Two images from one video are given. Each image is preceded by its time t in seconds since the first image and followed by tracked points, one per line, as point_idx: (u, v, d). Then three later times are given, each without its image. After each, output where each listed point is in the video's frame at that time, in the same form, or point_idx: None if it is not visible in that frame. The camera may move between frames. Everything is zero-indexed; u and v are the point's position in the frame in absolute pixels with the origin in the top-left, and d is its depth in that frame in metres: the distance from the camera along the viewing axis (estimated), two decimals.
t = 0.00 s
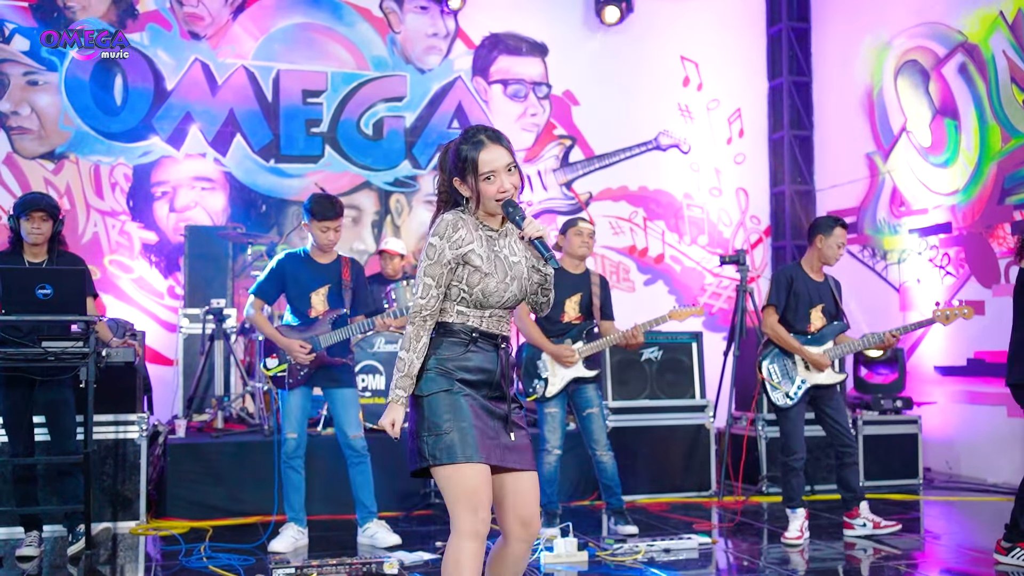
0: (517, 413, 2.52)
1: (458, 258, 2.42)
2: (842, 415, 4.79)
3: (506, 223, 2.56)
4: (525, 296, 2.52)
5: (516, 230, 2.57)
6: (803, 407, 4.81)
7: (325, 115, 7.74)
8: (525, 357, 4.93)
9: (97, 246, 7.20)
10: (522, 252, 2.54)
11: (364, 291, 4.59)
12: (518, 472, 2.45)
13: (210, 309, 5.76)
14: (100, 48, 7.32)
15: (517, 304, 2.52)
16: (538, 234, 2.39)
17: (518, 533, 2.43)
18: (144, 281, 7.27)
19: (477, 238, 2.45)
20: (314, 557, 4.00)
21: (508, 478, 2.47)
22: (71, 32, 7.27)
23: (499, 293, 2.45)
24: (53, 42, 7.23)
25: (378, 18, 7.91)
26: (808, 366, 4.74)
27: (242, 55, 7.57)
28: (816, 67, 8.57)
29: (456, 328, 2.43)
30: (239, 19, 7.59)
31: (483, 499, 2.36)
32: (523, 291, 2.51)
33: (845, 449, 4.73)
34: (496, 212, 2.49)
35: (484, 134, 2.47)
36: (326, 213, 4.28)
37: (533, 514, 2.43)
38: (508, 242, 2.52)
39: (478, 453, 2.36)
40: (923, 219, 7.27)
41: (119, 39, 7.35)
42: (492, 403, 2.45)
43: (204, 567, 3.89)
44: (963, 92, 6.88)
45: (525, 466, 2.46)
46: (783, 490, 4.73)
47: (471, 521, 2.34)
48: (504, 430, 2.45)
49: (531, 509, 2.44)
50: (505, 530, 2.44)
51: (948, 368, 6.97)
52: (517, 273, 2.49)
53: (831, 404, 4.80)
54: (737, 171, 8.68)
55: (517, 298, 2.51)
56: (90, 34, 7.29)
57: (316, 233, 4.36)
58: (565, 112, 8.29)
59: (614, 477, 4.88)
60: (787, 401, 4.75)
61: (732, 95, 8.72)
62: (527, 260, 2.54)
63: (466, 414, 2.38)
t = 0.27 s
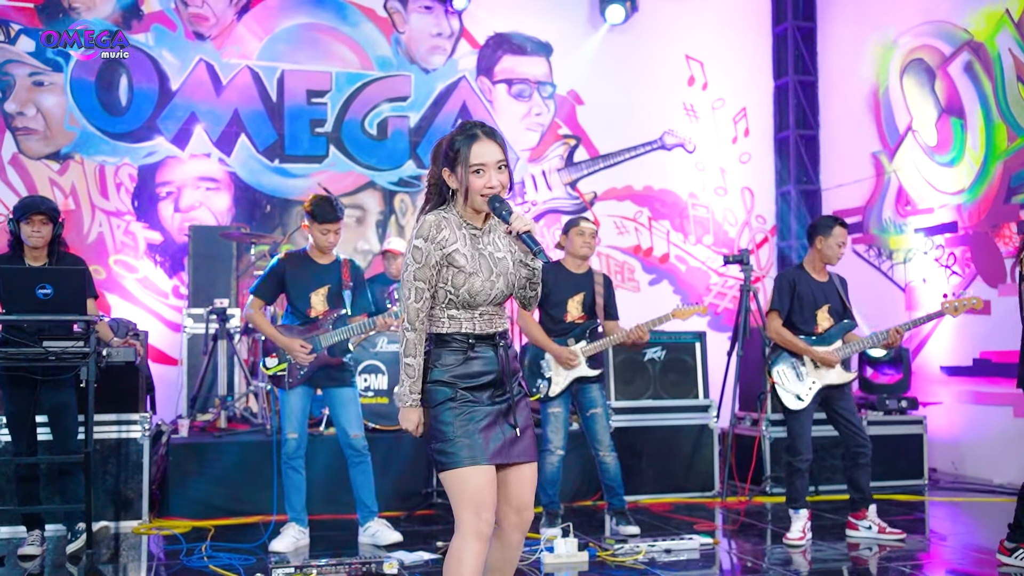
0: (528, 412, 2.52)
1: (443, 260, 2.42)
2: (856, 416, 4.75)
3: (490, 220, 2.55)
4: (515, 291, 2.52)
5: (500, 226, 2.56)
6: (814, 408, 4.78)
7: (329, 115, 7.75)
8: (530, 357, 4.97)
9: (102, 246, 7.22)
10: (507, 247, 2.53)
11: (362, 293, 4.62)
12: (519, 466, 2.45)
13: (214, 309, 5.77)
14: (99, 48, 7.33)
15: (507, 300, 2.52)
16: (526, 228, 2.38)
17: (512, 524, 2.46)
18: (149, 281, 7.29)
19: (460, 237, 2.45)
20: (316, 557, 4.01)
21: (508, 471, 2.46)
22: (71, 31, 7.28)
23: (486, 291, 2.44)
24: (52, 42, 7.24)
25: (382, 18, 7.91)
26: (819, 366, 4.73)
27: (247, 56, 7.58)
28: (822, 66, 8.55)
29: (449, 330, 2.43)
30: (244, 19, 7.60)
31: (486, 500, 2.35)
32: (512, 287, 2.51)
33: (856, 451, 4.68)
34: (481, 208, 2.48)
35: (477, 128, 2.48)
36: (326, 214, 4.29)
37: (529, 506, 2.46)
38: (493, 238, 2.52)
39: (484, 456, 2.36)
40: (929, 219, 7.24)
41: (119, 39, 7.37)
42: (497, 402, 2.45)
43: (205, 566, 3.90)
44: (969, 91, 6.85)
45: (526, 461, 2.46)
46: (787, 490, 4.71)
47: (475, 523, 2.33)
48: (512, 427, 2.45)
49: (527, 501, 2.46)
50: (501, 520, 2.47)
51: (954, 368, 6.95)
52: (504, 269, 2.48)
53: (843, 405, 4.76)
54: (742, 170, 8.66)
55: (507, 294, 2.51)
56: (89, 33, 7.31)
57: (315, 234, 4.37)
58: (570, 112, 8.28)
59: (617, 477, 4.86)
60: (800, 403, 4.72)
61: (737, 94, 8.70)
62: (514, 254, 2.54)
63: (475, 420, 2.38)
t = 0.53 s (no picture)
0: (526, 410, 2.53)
1: (438, 251, 2.40)
2: (876, 417, 4.73)
3: (483, 210, 2.54)
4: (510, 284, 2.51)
5: (493, 217, 2.55)
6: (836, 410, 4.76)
7: (334, 115, 7.76)
8: (547, 358, 4.93)
9: (108, 247, 7.24)
10: (501, 238, 2.52)
11: (375, 291, 4.59)
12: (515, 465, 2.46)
13: (218, 309, 5.78)
14: (99, 48, 7.33)
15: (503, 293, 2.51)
16: (522, 212, 2.38)
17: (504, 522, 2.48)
18: (154, 281, 7.31)
19: (454, 228, 2.44)
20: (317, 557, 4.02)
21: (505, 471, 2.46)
22: (70, 31, 7.28)
23: (481, 283, 2.43)
24: (52, 41, 7.25)
25: (387, 18, 7.92)
26: (840, 366, 4.70)
27: (252, 56, 7.60)
28: (828, 64, 8.52)
29: (446, 325, 2.42)
30: (249, 19, 7.62)
31: (491, 500, 2.33)
32: (507, 279, 2.50)
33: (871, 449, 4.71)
34: (476, 198, 2.46)
35: (478, 116, 2.48)
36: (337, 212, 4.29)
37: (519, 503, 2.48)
38: (487, 229, 2.51)
39: (490, 456, 2.36)
40: (935, 218, 7.21)
41: (119, 39, 7.37)
42: (496, 398, 2.45)
43: (207, 566, 3.91)
44: (976, 89, 6.82)
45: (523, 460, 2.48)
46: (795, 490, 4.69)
47: (482, 524, 2.30)
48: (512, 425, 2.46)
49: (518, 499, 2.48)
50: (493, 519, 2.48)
51: (960, 368, 6.92)
52: (498, 261, 2.47)
53: (863, 405, 4.75)
54: (748, 170, 8.64)
55: (502, 286, 2.50)
56: (89, 33, 7.31)
57: (326, 234, 4.38)
58: (575, 111, 8.27)
59: (623, 478, 4.85)
60: (822, 405, 4.69)
61: (743, 93, 8.68)
62: (508, 245, 2.53)
63: (480, 422, 2.39)
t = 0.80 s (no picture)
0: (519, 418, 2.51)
1: (438, 242, 2.37)
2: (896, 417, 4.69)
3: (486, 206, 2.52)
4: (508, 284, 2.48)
5: (495, 214, 2.53)
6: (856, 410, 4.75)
7: (341, 114, 7.77)
8: (564, 359, 4.92)
9: (116, 246, 7.26)
10: (502, 236, 2.50)
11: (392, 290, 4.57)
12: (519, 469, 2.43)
13: (225, 309, 5.79)
14: (99, 48, 7.35)
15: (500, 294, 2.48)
16: (527, 200, 2.43)
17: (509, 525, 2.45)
18: (162, 281, 7.34)
19: (456, 220, 2.41)
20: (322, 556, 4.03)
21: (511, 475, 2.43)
22: (71, 31, 7.30)
23: (481, 278, 2.39)
24: (52, 41, 7.27)
25: (394, 18, 7.92)
26: (859, 365, 4.66)
27: (259, 56, 7.61)
28: (837, 62, 8.49)
29: (442, 321, 2.39)
30: (256, 19, 7.63)
31: (502, 510, 2.30)
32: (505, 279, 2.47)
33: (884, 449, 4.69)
34: (481, 191, 2.44)
35: (482, 106, 2.48)
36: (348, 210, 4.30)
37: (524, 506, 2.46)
38: (488, 225, 2.48)
39: (494, 462, 2.33)
40: (945, 217, 7.17)
41: (119, 38, 7.38)
42: (488, 402, 2.41)
43: (211, 565, 3.92)
44: (986, 86, 6.77)
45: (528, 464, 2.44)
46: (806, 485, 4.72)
47: (492, 533, 2.28)
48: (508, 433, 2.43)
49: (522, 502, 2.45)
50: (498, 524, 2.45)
51: (970, 367, 6.87)
52: (499, 259, 2.44)
53: (884, 404, 4.70)
54: (757, 168, 8.61)
55: (501, 285, 2.47)
56: (89, 33, 7.33)
57: (342, 230, 4.40)
58: (582, 110, 8.26)
59: (631, 477, 4.85)
60: (841, 404, 4.69)
61: (752, 91, 8.65)
62: (508, 243, 2.50)
63: (480, 426, 2.36)
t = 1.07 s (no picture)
0: (511, 428, 2.45)
1: (445, 235, 2.35)
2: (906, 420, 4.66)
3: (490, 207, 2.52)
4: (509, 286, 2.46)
5: (498, 216, 2.53)
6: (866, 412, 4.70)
7: (352, 115, 7.78)
8: (575, 362, 4.91)
9: (128, 247, 7.30)
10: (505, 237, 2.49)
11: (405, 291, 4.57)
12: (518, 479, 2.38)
13: (236, 309, 5.81)
14: (99, 48, 7.36)
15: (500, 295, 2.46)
16: (527, 198, 2.42)
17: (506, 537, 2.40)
18: (174, 281, 7.37)
19: (463, 215, 2.40)
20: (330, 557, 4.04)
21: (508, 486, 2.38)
22: (70, 31, 7.31)
23: (487, 272, 2.38)
24: (52, 41, 7.29)
25: (405, 18, 7.93)
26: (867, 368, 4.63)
27: (271, 57, 7.63)
28: (850, 61, 8.44)
29: (445, 315, 2.35)
30: (268, 20, 7.65)
31: (500, 521, 2.25)
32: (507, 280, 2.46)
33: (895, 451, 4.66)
34: (486, 190, 2.44)
35: (484, 107, 2.47)
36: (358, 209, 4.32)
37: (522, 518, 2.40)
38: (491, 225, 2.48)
39: (490, 470, 2.27)
40: (959, 216, 7.11)
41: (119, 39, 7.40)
42: (482, 404, 2.36)
43: (219, 565, 3.93)
44: (1000, 84, 6.71)
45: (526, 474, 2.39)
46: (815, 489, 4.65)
47: (490, 545, 2.22)
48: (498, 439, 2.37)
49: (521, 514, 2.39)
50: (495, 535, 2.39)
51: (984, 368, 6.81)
52: (503, 259, 2.43)
53: (894, 406, 4.67)
54: (769, 168, 8.57)
55: (502, 286, 2.45)
56: (89, 33, 7.34)
57: (354, 229, 4.41)
58: (594, 110, 8.24)
59: (643, 478, 4.81)
60: (849, 407, 4.63)
61: (765, 91, 8.61)
62: (510, 245, 2.50)
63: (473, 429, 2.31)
